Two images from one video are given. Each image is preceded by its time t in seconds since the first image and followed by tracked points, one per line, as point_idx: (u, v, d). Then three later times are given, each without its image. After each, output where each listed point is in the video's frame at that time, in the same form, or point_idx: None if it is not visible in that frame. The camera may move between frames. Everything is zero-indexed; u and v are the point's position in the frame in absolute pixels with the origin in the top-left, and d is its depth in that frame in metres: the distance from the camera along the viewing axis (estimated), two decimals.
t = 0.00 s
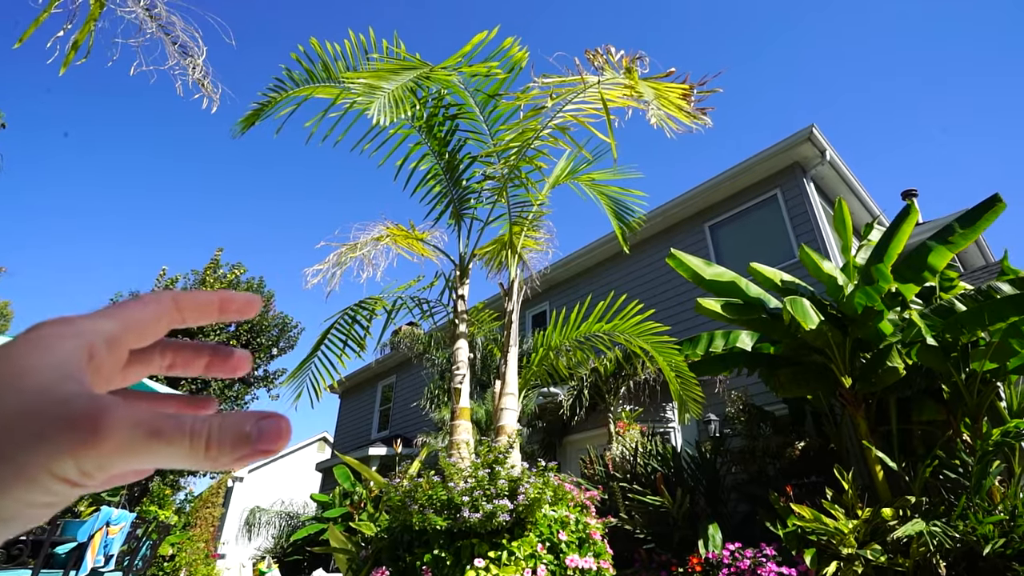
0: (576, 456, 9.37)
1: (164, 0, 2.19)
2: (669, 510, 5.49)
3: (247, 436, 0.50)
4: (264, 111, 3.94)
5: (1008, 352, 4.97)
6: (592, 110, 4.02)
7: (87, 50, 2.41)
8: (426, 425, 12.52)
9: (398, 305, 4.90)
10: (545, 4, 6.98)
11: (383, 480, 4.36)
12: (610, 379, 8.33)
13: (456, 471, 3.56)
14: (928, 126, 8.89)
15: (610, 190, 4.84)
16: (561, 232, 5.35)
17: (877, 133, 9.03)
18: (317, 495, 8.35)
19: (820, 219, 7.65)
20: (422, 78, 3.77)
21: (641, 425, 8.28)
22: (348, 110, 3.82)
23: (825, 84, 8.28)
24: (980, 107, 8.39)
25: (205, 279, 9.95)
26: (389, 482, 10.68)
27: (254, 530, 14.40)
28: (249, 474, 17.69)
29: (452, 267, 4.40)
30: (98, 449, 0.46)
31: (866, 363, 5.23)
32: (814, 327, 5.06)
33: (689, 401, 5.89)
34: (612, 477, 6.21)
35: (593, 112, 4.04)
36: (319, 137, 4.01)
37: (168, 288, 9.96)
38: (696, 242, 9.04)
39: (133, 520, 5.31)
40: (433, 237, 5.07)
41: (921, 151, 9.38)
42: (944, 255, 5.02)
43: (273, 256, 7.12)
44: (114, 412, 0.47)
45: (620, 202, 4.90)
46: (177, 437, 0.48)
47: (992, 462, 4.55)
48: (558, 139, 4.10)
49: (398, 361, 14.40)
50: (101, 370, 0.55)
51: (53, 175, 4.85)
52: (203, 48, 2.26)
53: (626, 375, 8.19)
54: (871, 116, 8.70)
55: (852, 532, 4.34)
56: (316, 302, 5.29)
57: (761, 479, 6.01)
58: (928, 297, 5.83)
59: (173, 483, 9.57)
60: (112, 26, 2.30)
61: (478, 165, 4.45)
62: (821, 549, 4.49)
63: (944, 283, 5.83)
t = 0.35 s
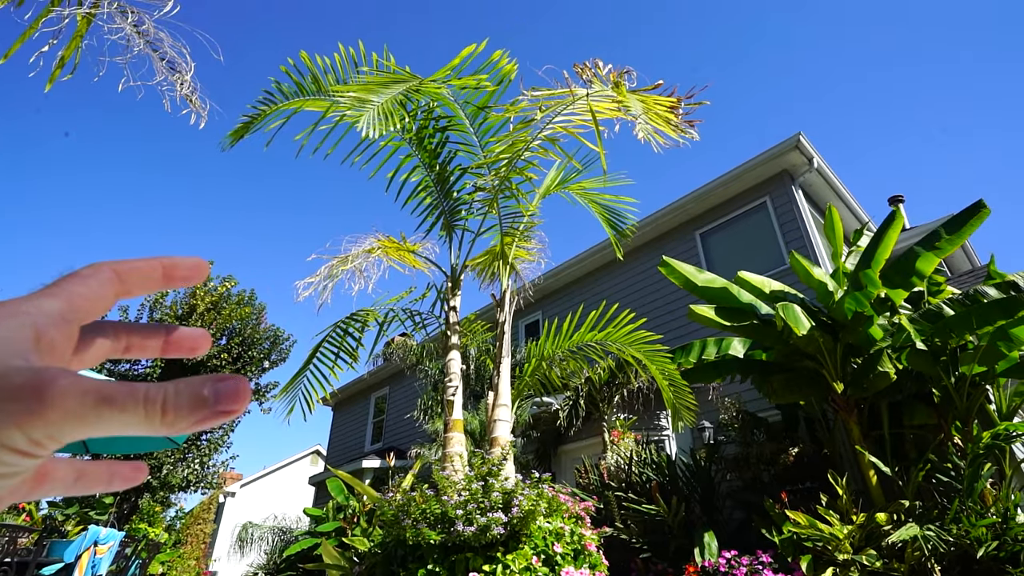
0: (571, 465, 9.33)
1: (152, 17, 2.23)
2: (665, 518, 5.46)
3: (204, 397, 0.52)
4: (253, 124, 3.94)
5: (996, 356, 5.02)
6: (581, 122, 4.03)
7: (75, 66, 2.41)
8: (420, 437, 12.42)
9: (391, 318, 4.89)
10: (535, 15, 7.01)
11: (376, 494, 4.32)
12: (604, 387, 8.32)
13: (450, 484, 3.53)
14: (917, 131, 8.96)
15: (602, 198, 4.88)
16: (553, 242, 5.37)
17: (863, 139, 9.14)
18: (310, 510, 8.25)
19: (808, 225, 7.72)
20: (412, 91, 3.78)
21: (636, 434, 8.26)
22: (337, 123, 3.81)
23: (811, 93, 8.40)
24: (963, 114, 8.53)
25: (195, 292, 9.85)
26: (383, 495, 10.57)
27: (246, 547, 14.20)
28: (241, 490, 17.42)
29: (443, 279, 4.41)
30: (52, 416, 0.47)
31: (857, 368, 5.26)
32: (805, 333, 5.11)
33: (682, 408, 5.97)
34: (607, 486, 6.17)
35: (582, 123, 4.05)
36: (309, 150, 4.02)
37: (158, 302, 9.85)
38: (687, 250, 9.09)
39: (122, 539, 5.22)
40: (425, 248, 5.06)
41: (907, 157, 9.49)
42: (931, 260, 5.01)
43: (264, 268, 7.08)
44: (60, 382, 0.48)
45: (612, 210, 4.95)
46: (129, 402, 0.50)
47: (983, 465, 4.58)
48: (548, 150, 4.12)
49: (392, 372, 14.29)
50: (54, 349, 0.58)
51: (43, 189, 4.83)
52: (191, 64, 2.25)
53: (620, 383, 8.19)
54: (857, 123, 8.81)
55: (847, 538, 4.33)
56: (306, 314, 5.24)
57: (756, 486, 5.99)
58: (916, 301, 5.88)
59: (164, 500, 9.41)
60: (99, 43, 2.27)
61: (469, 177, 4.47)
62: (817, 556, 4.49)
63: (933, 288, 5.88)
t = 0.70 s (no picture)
0: (575, 463, 9.33)
1: (147, 24, 2.23)
2: (670, 514, 5.46)
3: (181, 335, 0.48)
4: (251, 127, 3.94)
5: (1000, 345, 5.00)
6: (578, 119, 4.03)
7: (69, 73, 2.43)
8: (424, 438, 12.42)
9: (392, 319, 4.89)
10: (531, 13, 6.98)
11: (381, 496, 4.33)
12: (607, 385, 8.32)
13: (455, 485, 3.54)
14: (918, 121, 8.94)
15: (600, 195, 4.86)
16: (552, 240, 5.36)
17: (862, 130, 9.10)
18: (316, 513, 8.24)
19: (808, 218, 7.71)
20: (409, 91, 3.78)
21: (640, 430, 8.25)
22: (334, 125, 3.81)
23: (808, 85, 8.39)
24: (961, 103, 8.51)
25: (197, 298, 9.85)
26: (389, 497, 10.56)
27: (253, 551, 14.22)
28: (247, 494, 17.45)
29: (444, 279, 4.41)
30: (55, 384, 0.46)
31: (861, 360, 5.25)
32: (807, 325, 5.09)
33: (686, 404, 5.98)
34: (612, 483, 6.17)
35: (579, 120, 4.05)
36: (307, 153, 4.02)
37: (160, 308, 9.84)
38: (688, 245, 9.07)
39: (128, 546, 5.21)
40: (425, 249, 5.05)
41: (909, 145, 9.43)
42: (932, 251, 5.05)
43: (264, 273, 7.08)
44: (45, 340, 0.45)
45: (610, 205, 4.94)
46: (119, 352, 0.48)
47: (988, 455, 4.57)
48: (546, 148, 4.11)
49: (394, 374, 14.29)
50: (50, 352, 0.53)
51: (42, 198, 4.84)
52: (186, 69, 2.27)
53: (622, 380, 8.20)
54: (855, 115, 8.79)
55: (853, 530, 4.32)
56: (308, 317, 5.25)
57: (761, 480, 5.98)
58: (918, 292, 5.86)
59: (170, 506, 9.37)
60: (93, 50, 2.26)
61: (467, 177, 4.47)
62: (823, 549, 4.46)
63: (935, 278, 5.86)
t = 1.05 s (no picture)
0: (581, 451, 9.35)
1: (147, 8, 2.18)
2: (677, 501, 5.46)
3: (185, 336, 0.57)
4: (255, 116, 3.93)
5: (1010, 331, 4.96)
6: (585, 104, 4.00)
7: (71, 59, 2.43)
8: (430, 426, 12.48)
9: (398, 308, 4.85)
10: None
11: (389, 483, 4.35)
12: (613, 373, 8.31)
13: (462, 471, 3.55)
14: (928, 106, 8.81)
15: (606, 182, 4.82)
16: (558, 228, 5.34)
17: (871, 116, 8.99)
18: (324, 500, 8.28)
19: (817, 205, 7.63)
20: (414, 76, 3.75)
21: (646, 418, 8.26)
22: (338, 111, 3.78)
23: (817, 71, 8.31)
24: (972, 87, 8.39)
25: (203, 288, 9.88)
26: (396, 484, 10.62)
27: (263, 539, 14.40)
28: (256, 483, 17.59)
29: (449, 267, 4.41)
30: (49, 388, 0.49)
31: (869, 347, 5.21)
32: (815, 312, 5.05)
33: (693, 390, 5.88)
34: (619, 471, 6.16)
35: (586, 105, 4.01)
36: (312, 141, 4.02)
37: (166, 298, 9.87)
38: (694, 233, 9.02)
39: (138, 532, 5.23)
40: (430, 238, 5.04)
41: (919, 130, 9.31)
42: (943, 237, 4.98)
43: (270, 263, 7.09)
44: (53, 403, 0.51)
45: (616, 193, 4.90)
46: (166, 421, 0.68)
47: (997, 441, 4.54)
48: (552, 134, 4.08)
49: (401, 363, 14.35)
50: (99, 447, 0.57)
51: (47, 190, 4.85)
52: (189, 56, 2.25)
53: (628, 368, 8.19)
54: (864, 100, 8.68)
55: (860, 517, 4.31)
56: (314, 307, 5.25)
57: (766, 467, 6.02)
58: (927, 279, 5.81)
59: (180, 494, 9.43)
60: (96, 36, 2.24)
61: (472, 164, 4.44)
62: (829, 535, 4.47)
63: (944, 265, 5.81)
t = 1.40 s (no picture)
0: (583, 443, 9.35)
1: None
2: (677, 493, 5.46)
3: (183, 296, 0.50)
4: (259, 106, 3.92)
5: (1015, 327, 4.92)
6: (590, 93, 3.97)
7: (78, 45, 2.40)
8: (432, 417, 12.51)
9: (401, 297, 4.89)
10: None
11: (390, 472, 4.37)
12: (615, 365, 8.30)
13: (464, 461, 3.56)
14: (936, 100, 8.73)
15: (610, 174, 4.80)
16: (562, 219, 5.33)
17: (879, 109, 8.92)
18: (326, 489, 8.31)
19: (822, 199, 7.58)
20: (420, 64, 3.73)
21: (647, 411, 8.25)
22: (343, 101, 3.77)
23: (825, 64, 8.22)
24: (980, 81, 8.31)
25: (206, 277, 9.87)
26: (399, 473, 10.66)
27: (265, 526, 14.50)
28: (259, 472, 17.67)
29: (453, 257, 4.40)
30: (58, 384, 0.47)
31: (872, 342, 5.19)
32: (820, 306, 5.03)
33: (696, 382, 5.86)
34: (620, 463, 6.14)
35: (591, 95, 3.99)
36: (316, 130, 4.01)
37: (170, 287, 9.86)
38: (698, 226, 8.97)
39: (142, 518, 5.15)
40: (434, 227, 5.04)
41: (925, 125, 9.25)
42: (949, 232, 4.94)
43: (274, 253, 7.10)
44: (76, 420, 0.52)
45: (620, 185, 4.88)
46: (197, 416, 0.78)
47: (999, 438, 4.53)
48: (557, 124, 4.06)
49: (403, 353, 14.37)
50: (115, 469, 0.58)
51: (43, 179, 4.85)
52: (194, 40, 2.22)
53: (631, 361, 8.18)
54: (870, 93, 8.61)
55: (860, 512, 4.32)
56: (316, 296, 5.23)
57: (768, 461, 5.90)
58: (932, 275, 5.77)
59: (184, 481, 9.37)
60: (99, 21, 2.23)
61: (477, 153, 4.43)
62: (829, 529, 4.48)
63: (950, 260, 5.76)
